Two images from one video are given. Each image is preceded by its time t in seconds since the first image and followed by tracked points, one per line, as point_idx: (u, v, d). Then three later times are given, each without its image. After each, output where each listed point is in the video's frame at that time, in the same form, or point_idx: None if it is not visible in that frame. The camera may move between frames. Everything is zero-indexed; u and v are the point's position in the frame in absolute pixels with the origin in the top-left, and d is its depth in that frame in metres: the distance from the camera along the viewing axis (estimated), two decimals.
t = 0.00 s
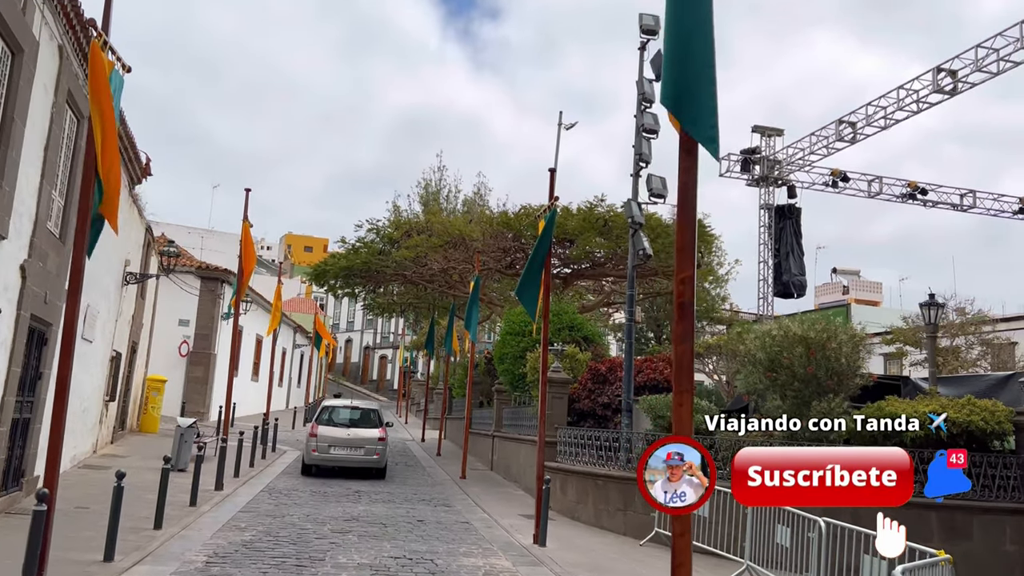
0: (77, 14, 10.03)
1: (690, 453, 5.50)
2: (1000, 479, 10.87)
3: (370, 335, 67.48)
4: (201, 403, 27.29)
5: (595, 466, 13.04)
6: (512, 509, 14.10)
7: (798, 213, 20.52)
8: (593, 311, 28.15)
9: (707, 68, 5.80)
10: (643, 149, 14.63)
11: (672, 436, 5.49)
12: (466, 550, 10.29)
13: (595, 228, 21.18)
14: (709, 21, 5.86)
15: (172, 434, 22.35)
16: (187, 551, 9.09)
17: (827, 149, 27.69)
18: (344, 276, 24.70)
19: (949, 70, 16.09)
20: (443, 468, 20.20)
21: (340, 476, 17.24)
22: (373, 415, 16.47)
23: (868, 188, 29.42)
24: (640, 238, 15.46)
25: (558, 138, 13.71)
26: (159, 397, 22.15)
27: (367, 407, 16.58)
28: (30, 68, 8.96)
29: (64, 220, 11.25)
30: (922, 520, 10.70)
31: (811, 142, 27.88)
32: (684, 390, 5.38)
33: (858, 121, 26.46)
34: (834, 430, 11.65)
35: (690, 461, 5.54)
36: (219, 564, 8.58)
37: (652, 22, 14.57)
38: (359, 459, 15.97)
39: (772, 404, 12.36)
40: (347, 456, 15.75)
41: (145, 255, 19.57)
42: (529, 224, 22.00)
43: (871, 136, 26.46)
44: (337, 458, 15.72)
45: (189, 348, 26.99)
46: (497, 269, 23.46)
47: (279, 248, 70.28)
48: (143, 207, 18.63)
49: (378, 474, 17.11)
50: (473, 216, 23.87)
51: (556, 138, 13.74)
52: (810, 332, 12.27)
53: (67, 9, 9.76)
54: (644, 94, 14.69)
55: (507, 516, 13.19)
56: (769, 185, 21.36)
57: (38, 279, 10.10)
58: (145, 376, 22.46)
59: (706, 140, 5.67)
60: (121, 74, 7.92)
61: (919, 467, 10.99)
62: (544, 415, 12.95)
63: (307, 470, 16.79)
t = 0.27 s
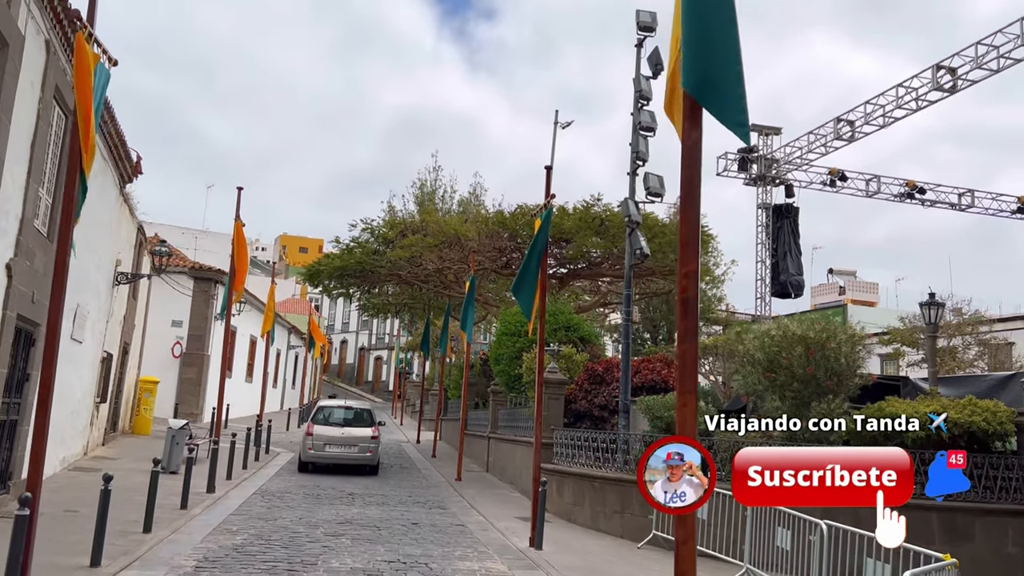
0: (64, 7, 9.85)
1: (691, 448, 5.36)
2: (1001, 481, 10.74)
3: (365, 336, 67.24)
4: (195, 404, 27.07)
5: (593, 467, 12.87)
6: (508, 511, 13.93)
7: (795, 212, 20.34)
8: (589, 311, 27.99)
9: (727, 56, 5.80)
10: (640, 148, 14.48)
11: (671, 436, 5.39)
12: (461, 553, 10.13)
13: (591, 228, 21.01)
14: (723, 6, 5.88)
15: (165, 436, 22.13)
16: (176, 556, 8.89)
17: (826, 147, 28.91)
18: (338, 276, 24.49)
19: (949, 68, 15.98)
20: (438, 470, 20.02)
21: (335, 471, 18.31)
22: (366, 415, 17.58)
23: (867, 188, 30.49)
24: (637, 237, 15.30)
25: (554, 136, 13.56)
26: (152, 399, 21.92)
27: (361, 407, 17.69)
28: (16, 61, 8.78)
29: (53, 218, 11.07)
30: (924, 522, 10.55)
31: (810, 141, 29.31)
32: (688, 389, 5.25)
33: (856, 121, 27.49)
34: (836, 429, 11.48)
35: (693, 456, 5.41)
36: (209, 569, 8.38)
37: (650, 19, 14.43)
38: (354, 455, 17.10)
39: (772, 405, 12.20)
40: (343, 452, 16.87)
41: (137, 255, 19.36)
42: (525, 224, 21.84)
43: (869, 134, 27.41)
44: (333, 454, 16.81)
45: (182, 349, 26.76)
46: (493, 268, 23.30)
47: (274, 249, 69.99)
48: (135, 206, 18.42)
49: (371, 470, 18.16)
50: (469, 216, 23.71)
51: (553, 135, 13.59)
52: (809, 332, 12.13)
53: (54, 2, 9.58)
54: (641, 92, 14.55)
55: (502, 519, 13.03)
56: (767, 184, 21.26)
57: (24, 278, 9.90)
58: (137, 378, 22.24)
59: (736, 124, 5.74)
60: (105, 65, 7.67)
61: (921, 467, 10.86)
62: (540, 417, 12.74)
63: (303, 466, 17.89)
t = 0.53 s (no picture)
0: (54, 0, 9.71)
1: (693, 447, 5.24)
2: (1006, 480, 10.66)
3: (363, 336, 67.09)
4: (191, 404, 26.89)
5: (592, 467, 12.72)
6: (506, 511, 13.78)
7: (795, 210, 20.28)
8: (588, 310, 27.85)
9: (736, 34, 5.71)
10: (639, 144, 14.33)
11: (672, 436, 5.26)
12: (458, 554, 9.98)
13: (589, 226, 20.85)
14: None
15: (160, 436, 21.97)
16: (167, 557, 8.73)
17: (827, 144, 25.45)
18: (335, 274, 24.31)
19: (950, 63, 15.84)
20: (435, 470, 19.87)
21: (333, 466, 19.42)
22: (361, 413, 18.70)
23: (867, 184, 27.55)
24: (636, 235, 15.14)
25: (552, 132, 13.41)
26: (147, 400, 21.75)
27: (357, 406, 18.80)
28: (4, 55, 8.63)
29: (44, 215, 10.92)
30: (927, 522, 10.40)
31: (809, 137, 25.71)
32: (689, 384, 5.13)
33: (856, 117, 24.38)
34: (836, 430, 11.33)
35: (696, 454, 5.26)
36: (201, 571, 8.22)
37: (648, 14, 14.27)
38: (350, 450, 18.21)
39: (772, 403, 12.06)
40: (339, 448, 17.97)
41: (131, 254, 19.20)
42: (523, 222, 21.69)
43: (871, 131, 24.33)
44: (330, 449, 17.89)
45: (178, 348, 26.59)
46: (490, 267, 23.16)
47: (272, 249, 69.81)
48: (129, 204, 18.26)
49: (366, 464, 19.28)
50: (466, 214, 23.56)
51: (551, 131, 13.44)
52: (810, 329, 11.99)
53: None
54: (640, 88, 14.41)
55: (500, 520, 12.88)
56: (766, 182, 21.12)
57: (15, 276, 9.75)
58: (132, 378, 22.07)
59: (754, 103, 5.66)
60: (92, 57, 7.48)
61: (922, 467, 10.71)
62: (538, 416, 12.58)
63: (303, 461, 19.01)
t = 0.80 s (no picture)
0: None
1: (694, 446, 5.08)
2: (1011, 480, 10.42)
3: (366, 336, 66.98)
4: (192, 404, 26.76)
5: (593, 467, 12.53)
6: (506, 512, 13.62)
7: (799, 208, 20.09)
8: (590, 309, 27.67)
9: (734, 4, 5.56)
10: (640, 140, 14.16)
11: (671, 437, 5.09)
12: (457, 556, 9.81)
13: (591, 224, 20.67)
14: None
15: (160, 436, 21.84)
16: (160, 559, 8.57)
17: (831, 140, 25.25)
18: (336, 273, 24.12)
19: (956, 57, 15.64)
20: (436, 470, 19.72)
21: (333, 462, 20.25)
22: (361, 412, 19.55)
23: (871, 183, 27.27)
24: (638, 232, 14.96)
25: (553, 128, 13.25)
26: (146, 399, 21.60)
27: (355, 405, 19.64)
28: None
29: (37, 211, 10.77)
30: (934, 523, 10.20)
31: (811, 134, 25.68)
32: (691, 379, 4.99)
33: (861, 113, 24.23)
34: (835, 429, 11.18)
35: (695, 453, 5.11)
36: (193, 573, 8.06)
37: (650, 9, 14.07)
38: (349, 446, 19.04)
39: (776, 402, 11.88)
40: (339, 444, 18.79)
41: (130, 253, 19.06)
42: (524, 220, 21.52)
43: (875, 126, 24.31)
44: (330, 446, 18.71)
45: (178, 348, 26.46)
46: (491, 265, 23.00)
47: (275, 249, 69.71)
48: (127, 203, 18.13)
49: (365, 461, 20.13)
50: (468, 212, 23.40)
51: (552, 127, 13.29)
52: (815, 327, 11.80)
53: None
54: (642, 83, 14.22)
55: (500, 520, 12.71)
56: (770, 179, 20.92)
57: (6, 274, 9.61)
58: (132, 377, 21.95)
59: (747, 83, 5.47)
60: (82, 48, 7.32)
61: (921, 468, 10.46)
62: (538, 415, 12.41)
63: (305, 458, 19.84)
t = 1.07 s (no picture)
0: None
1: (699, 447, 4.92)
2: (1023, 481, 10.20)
3: (370, 335, 66.88)
4: (195, 403, 26.66)
5: (597, 467, 12.38)
6: (509, 513, 13.46)
7: (806, 206, 19.90)
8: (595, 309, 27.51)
9: None
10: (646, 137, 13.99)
11: (669, 436, 4.94)
12: (457, 558, 9.66)
13: (596, 222, 20.50)
14: None
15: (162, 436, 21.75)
16: (155, 561, 8.43)
17: (839, 138, 24.64)
18: (338, 271, 23.96)
19: (966, 53, 15.44)
20: (439, 470, 19.59)
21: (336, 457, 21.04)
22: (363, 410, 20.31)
23: (879, 179, 27.21)
24: (642, 230, 14.79)
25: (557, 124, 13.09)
26: (148, 399, 21.50)
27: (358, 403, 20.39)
28: None
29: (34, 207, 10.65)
30: (944, 525, 9.99)
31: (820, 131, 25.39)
32: (695, 376, 4.85)
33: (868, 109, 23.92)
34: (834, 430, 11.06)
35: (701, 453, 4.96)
36: None
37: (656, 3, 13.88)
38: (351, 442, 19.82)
39: (783, 402, 11.70)
40: (342, 440, 19.56)
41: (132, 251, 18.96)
42: (528, 218, 21.40)
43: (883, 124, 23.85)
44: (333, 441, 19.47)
45: (181, 347, 26.38)
46: (495, 264, 22.85)
47: (279, 248, 69.68)
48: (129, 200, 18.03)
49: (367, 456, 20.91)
50: (472, 210, 23.24)
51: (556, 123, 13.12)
52: (823, 326, 11.61)
53: None
54: (646, 79, 14.05)
55: (502, 522, 12.56)
56: (776, 177, 20.72)
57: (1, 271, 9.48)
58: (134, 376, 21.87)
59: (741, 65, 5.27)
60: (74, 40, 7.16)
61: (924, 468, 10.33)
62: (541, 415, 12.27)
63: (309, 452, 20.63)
